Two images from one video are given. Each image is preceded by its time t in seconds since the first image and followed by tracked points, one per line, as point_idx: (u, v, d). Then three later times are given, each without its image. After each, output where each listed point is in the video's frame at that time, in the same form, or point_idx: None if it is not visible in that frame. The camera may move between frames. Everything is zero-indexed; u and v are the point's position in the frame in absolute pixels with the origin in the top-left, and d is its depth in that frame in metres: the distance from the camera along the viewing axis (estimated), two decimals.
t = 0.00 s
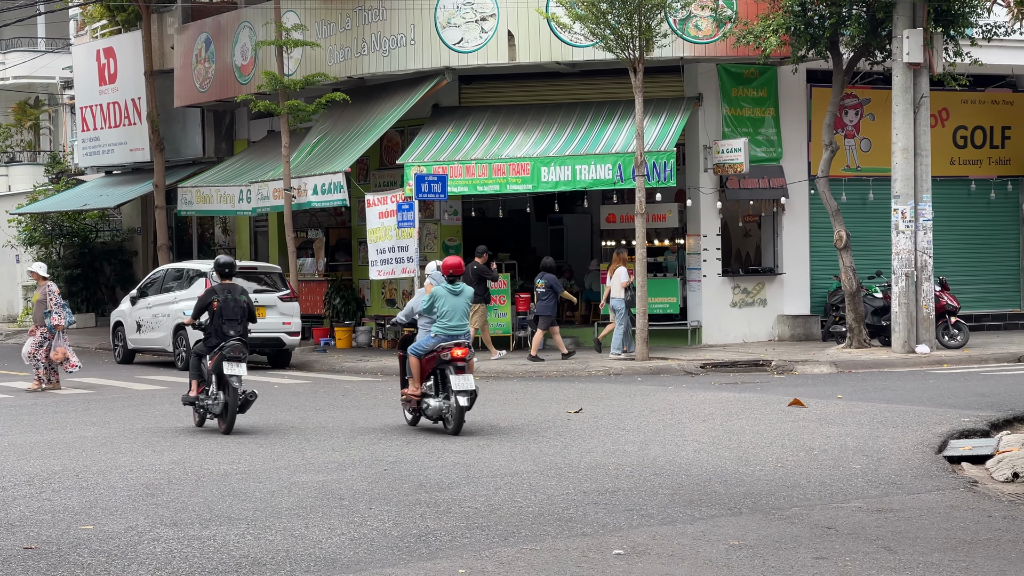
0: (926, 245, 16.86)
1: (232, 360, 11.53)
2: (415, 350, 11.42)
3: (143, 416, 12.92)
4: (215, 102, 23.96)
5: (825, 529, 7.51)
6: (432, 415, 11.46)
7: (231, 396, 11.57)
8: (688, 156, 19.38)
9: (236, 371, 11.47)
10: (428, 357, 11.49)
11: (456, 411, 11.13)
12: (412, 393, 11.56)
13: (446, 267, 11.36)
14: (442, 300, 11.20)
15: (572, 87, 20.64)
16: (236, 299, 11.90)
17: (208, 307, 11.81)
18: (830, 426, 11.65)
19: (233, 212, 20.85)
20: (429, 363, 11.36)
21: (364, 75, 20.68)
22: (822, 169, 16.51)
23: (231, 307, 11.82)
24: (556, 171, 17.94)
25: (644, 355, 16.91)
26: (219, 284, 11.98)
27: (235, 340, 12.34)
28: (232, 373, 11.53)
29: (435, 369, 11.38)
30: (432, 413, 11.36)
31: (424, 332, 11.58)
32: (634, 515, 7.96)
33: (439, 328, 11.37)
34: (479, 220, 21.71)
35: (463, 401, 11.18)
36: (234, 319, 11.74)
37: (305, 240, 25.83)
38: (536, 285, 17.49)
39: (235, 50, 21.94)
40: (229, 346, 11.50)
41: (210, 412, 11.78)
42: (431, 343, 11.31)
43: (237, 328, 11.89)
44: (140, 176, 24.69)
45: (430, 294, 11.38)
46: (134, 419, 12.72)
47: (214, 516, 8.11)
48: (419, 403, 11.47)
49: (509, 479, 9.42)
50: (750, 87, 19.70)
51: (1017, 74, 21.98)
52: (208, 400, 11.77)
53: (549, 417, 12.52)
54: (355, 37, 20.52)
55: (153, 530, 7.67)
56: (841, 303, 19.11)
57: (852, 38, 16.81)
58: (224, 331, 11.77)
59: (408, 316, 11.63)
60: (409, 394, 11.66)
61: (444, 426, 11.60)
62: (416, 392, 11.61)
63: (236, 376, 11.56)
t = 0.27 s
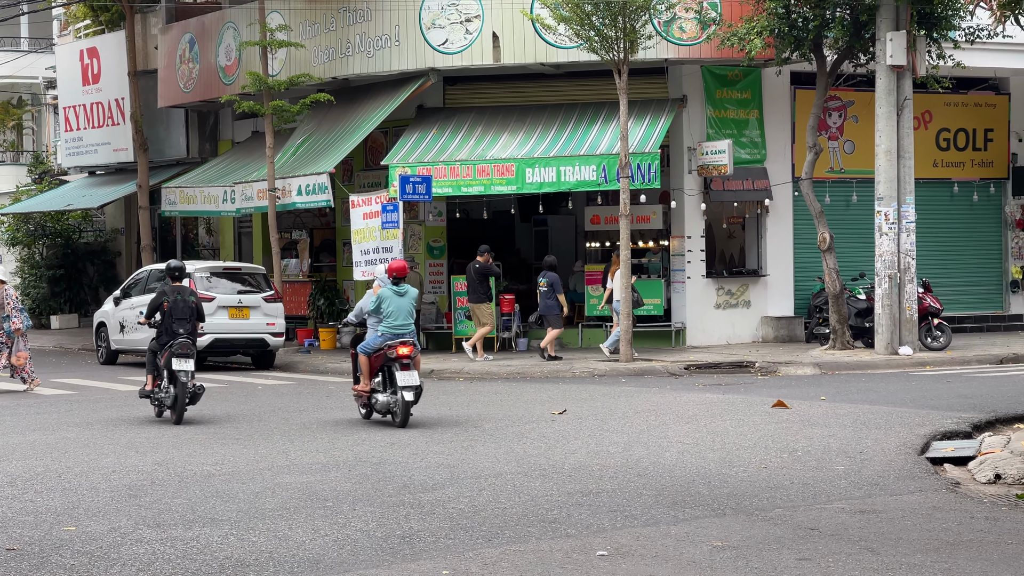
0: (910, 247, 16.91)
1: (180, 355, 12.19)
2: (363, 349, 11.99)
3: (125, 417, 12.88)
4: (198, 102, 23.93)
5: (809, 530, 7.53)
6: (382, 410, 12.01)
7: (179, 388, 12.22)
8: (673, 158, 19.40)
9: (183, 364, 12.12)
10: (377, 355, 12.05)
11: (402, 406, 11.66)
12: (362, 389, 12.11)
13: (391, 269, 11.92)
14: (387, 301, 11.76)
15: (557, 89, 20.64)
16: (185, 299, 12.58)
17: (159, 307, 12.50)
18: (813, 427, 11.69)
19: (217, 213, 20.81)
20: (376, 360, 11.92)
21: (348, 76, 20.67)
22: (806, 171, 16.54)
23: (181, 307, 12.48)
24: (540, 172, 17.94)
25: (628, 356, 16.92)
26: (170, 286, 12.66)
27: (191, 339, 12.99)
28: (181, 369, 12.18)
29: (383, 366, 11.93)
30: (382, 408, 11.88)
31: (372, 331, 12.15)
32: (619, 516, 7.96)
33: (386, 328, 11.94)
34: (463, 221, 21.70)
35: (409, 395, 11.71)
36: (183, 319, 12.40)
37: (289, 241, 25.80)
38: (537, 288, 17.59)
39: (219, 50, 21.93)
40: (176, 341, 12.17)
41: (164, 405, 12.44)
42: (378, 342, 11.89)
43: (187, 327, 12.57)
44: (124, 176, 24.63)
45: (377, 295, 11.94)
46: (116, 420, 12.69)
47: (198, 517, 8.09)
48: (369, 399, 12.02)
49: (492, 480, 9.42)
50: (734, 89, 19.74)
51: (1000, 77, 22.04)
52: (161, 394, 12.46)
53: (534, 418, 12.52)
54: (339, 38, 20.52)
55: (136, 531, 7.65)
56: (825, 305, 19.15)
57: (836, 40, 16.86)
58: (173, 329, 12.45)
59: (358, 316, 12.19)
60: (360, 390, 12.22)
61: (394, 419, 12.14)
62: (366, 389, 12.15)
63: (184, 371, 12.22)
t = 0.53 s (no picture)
0: (890, 251, 16.95)
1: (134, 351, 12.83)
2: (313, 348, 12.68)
3: (104, 419, 12.84)
4: (179, 104, 23.89)
5: (789, 533, 7.54)
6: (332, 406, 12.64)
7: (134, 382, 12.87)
8: (654, 161, 19.42)
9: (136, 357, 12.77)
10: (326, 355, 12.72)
11: (350, 402, 12.28)
12: (313, 387, 12.75)
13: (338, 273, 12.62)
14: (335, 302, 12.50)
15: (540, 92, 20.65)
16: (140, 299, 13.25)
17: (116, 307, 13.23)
18: (794, 430, 11.71)
19: (198, 215, 20.76)
20: (325, 359, 12.58)
21: (330, 78, 20.66)
22: (786, 174, 16.59)
23: (136, 308, 13.16)
24: (522, 175, 17.94)
25: (610, 359, 16.94)
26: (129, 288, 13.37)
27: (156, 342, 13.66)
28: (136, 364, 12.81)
29: (333, 364, 12.60)
30: (331, 404, 12.47)
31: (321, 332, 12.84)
32: (600, 519, 7.96)
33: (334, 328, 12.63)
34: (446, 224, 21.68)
35: (357, 392, 12.35)
36: (137, 317, 13.06)
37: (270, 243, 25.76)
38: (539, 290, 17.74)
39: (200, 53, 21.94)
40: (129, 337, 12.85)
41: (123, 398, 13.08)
42: (327, 341, 12.57)
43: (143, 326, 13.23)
44: (104, 178, 24.56)
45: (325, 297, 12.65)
46: (96, 423, 12.64)
47: (178, 520, 8.07)
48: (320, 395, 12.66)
49: (473, 482, 9.41)
50: (716, 92, 19.79)
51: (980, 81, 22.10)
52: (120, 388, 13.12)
53: (515, 421, 12.52)
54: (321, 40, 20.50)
55: (116, 534, 7.63)
56: (806, 308, 19.20)
57: (817, 44, 16.91)
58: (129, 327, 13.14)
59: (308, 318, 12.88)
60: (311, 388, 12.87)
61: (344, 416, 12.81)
62: (317, 387, 12.79)
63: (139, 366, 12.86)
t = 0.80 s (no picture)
0: (870, 253, 16.99)
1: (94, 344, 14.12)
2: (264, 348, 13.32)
3: (84, 421, 12.80)
4: (160, 104, 23.83)
5: (769, 535, 7.54)
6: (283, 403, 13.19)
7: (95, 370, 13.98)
8: (636, 162, 19.44)
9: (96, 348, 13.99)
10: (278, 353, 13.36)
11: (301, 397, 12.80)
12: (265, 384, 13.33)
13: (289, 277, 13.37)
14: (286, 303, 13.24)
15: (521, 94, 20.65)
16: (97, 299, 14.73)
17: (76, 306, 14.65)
18: (774, 432, 11.72)
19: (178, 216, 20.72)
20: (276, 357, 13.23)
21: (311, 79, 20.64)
22: (767, 176, 16.61)
23: (93, 305, 14.64)
24: (503, 176, 17.96)
25: (589, 361, 16.99)
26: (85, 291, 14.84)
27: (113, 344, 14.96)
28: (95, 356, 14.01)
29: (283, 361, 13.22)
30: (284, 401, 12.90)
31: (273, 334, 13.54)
32: (579, 521, 7.96)
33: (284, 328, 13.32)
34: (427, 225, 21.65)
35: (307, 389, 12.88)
36: (95, 313, 14.52)
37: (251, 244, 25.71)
38: (539, 292, 17.69)
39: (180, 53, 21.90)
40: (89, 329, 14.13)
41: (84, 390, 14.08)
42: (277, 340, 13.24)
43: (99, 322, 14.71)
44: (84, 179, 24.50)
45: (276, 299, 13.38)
46: (75, 424, 12.60)
47: (157, 522, 8.04)
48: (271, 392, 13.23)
49: (454, 484, 9.40)
50: (697, 94, 19.81)
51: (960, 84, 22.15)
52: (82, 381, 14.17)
53: (495, 422, 12.51)
54: (302, 41, 20.47)
55: (95, 536, 7.60)
56: (787, 310, 19.23)
57: (798, 46, 16.93)
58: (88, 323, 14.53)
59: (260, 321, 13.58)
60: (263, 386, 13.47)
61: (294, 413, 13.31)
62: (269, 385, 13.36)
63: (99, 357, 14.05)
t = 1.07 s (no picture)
0: (849, 256, 16.97)
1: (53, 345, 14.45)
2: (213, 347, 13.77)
3: (58, 424, 12.68)
4: (136, 105, 23.71)
5: (749, 538, 7.48)
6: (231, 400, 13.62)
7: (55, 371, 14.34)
8: (615, 164, 19.38)
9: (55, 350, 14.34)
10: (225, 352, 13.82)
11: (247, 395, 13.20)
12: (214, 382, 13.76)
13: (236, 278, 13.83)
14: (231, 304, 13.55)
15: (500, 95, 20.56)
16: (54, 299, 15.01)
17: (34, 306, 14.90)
18: (754, 435, 11.68)
19: (154, 216, 20.59)
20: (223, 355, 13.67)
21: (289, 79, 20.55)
22: (747, 178, 16.56)
23: (50, 304, 14.90)
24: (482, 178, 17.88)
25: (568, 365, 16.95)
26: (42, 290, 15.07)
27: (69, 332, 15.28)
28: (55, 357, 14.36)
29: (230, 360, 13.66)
30: (231, 397, 13.32)
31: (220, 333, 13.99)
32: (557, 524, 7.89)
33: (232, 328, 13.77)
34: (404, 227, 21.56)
35: (254, 385, 13.29)
36: (53, 315, 14.83)
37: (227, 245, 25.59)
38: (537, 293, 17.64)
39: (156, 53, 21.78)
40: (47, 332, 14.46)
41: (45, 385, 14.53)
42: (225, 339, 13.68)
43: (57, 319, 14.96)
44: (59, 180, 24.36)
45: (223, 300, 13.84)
46: (49, 427, 12.48)
47: (131, 525, 7.94)
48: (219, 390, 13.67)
49: (431, 486, 9.33)
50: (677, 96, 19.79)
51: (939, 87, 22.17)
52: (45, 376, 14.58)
53: (473, 425, 12.43)
54: (280, 41, 20.38)
55: (68, 539, 7.50)
56: (766, 313, 19.21)
57: (777, 48, 16.94)
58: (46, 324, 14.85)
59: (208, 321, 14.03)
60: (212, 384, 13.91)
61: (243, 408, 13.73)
62: (217, 381, 13.80)
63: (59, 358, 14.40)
